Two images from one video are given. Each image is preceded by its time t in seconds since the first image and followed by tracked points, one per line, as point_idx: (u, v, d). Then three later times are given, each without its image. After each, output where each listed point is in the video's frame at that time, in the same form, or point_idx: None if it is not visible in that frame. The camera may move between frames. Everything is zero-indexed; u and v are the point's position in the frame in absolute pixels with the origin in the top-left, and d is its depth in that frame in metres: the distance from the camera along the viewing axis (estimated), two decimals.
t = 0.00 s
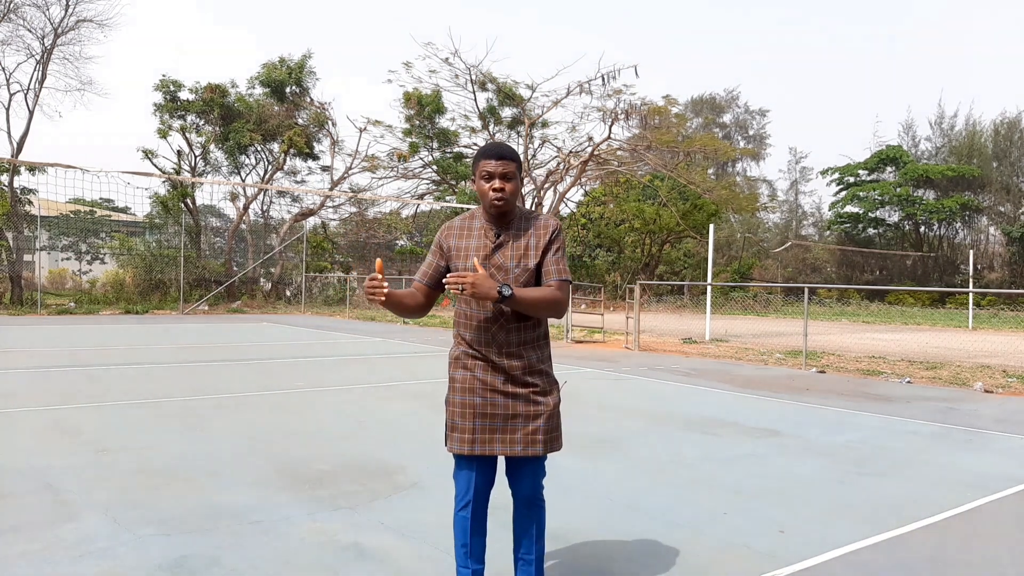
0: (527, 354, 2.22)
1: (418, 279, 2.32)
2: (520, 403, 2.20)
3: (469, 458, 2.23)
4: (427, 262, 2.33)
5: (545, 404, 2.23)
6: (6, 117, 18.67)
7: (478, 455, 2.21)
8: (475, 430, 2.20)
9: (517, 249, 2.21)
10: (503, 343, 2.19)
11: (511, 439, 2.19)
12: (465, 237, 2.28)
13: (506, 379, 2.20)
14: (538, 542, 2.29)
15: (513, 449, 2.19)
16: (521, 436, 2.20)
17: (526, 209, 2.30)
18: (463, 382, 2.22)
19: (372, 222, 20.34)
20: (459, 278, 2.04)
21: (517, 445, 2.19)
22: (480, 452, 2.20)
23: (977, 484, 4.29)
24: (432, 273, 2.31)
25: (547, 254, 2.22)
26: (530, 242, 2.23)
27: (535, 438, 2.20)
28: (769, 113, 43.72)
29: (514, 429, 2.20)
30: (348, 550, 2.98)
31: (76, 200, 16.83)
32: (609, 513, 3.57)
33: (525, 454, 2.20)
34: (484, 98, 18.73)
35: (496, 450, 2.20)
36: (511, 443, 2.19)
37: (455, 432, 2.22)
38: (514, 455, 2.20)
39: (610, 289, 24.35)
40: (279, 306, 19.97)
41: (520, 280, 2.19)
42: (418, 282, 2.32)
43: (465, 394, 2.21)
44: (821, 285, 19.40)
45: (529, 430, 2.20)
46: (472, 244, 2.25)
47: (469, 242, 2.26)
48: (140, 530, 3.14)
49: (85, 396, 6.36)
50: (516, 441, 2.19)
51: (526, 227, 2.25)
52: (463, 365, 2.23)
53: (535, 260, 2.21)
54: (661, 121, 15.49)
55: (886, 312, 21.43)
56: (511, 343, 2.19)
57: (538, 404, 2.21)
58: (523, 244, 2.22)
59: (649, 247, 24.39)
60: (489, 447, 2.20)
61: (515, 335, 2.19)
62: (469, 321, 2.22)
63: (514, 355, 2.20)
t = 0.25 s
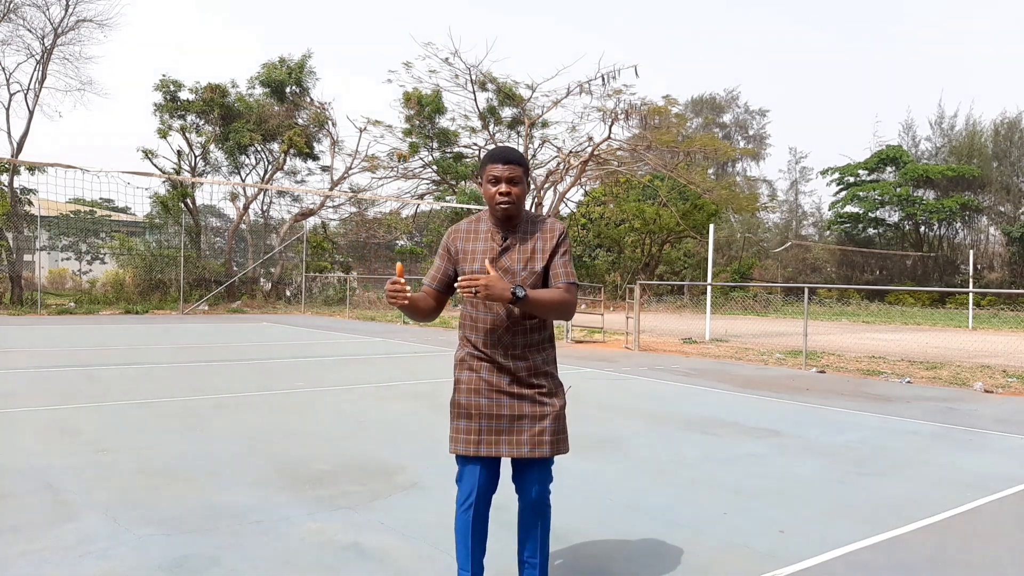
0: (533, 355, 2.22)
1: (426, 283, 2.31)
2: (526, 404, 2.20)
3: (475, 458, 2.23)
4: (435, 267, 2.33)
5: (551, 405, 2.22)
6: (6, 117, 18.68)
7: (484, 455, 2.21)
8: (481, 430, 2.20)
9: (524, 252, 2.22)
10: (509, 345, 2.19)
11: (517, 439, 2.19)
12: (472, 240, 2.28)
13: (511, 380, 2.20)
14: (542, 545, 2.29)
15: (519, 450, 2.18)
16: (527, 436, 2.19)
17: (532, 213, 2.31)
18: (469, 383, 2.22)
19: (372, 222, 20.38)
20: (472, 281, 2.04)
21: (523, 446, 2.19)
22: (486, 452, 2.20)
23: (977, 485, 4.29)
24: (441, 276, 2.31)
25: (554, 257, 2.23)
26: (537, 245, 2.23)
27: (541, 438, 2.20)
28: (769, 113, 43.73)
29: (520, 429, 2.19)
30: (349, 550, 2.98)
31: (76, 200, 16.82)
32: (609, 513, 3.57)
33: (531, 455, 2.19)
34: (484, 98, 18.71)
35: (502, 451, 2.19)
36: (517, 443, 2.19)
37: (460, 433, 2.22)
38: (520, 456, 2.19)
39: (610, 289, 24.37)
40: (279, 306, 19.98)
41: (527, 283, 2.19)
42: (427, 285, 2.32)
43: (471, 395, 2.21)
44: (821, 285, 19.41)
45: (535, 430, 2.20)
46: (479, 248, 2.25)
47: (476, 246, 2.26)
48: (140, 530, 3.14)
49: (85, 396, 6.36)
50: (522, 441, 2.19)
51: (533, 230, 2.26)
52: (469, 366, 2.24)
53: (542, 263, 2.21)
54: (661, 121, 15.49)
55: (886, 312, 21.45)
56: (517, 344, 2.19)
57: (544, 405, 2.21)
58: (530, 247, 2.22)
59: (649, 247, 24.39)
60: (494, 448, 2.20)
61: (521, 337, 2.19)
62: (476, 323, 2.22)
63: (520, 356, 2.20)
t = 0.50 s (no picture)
0: (542, 353, 2.22)
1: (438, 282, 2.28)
2: (534, 403, 2.21)
3: (481, 457, 2.23)
4: (447, 265, 2.29)
5: (559, 404, 2.23)
6: (6, 117, 18.67)
7: (491, 453, 2.20)
8: (489, 428, 2.20)
9: (536, 249, 2.22)
10: (520, 342, 2.19)
11: (525, 438, 2.20)
12: (483, 237, 2.27)
13: (520, 378, 2.20)
14: (543, 544, 2.29)
15: (526, 448, 2.19)
16: (535, 435, 2.20)
17: (540, 211, 2.31)
18: (478, 381, 2.22)
19: (372, 222, 20.45)
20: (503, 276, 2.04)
21: (531, 444, 2.20)
22: (493, 450, 2.20)
23: (977, 485, 4.29)
24: (453, 275, 2.27)
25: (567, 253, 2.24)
26: (548, 243, 2.24)
27: (548, 438, 2.21)
28: (769, 113, 43.73)
29: (527, 428, 2.20)
30: (348, 550, 2.98)
31: (76, 200, 16.80)
32: (609, 513, 3.57)
33: (538, 454, 2.20)
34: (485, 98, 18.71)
35: (509, 449, 2.20)
36: (524, 442, 2.20)
37: (467, 431, 2.22)
38: (527, 454, 2.20)
39: (610, 289, 24.39)
40: (279, 306, 19.98)
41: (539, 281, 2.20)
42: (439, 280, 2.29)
43: (480, 393, 2.21)
44: (821, 285, 19.42)
45: (542, 429, 2.20)
46: (490, 245, 2.24)
47: (487, 242, 2.25)
48: (140, 530, 3.14)
49: (85, 396, 6.36)
50: (530, 439, 2.20)
51: (543, 228, 2.27)
52: (477, 365, 2.23)
53: (554, 261, 2.22)
54: (661, 121, 15.47)
55: (886, 312, 21.45)
56: (528, 342, 2.19)
57: (551, 404, 2.22)
58: (541, 245, 2.23)
59: (649, 247, 24.39)
60: (502, 446, 2.20)
61: (531, 335, 2.20)
62: (487, 321, 2.22)
63: (530, 353, 2.20)
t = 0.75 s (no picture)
0: (552, 352, 2.24)
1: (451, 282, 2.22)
2: (543, 402, 2.22)
3: (488, 457, 2.22)
4: (457, 264, 2.23)
5: (566, 403, 2.25)
6: (6, 117, 18.66)
7: (498, 453, 2.21)
8: (497, 428, 2.20)
9: (546, 249, 2.23)
10: (531, 342, 2.19)
11: (533, 437, 2.21)
12: (493, 236, 2.25)
13: (529, 378, 2.21)
14: (544, 542, 2.29)
15: (534, 447, 2.21)
16: (543, 435, 2.22)
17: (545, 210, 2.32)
18: (487, 381, 2.21)
19: (373, 222, 20.54)
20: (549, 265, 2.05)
21: (539, 444, 2.21)
22: (500, 450, 2.20)
23: (977, 485, 4.29)
24: (467, 273, 2.22)
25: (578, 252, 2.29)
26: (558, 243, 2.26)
27: (556, 437, 2.23)
28: (769, 113, 43.72)
29: (535, 428, 2.21)
30: (348, 550, 2.98)
31: (75, 200, 16.80)
32: (609, 513, 3.57)
33: (546, 453, 2.22)
34: (485, 98, 18.70)
35: (517, 448, 2.21)
36: (532, 441, 2.21)
37: (475, 431, 2.22)
38: (534, 454, 2.22)
39: (610, 289, 24.40)
40: (279, 306, 19.99)
41: (551, 279, 2.22)
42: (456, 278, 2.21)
43: (488, 393, 2.20)
44: (821, 285, 19.42)
45: (550, 429, 2.23)
46: (501, 244, 2.22)
47: (498, 241, 2.23)
48: (140, 530, 3.14)
49: (84, 396, 6.36)
50: (538, 439, 2.21)
51: (552, 226, 2.28)
52: (487, 364, 2.22)
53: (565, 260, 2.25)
54: (661, 121, 15.47)
55: (886, 312, 21.45)
56: (539, 341, 2.20)
57: (560, 403, 2.24)
58: (551, 245, 2.25)
59: (649, 247, 24.39)
60: (509, 446, 2.21)
61: (543, 335, 2.21)
62: (497, 319, 2.20)
63: (540, 353, 2.21)
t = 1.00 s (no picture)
0: (560, 352, 2.25)
1: (460, 282, 2.19)
2: (549, 403, 2.23)
3: (494, 457, 2.22)
4: (466, 265, 2.21)
5: (573, 402, 2.26)
6: (6, 117, 18.65)
7: (505, 453, 2.20)
8: (505, 427, 2.19)
9: (555, 251, 2.25)
10: (540, 342, 2.20)
11: (541, 437, 2.22)
12: (501, 236, 2.23)
13: (537, 378, 2.21)
14: (545, 541, 2.29)
15: (542, 446, 2.21)
16: (550, 434, 2.23)
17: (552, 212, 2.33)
18: (495, 381, 2.20)
19: (372, 223, 20.53)
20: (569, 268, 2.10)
21: (546, 443, 2.22)
22: (508, 450, 2.19)
23: (977, 485, 4.29)
24: (476, 273, 2.21)
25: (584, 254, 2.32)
26: (566, 246, 2.27)
27: (563, 436, 2.25)
28: (769, 113, 43.70)
29: (542, 428, 2.22)
30: (348, 550, 2.98)
31: (76, 200, 16.82)
32: (608, 513, 3.58)
33: (552, 452, 2.23)
34: (485, 99, 18.70)
35: (525, 448, 2.20)
36: (539, 441, 2.21)
37: (483, 431, 2.20)
38: (542, 452, 2.22)
39: (610, 289, 24.40)
40: (279, 306, 19.99)
41: (559, 280, 2.23)
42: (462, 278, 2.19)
43: (496, 393, 2.20)
44: (821, 285, 19.42)
45: (557, 428, 2.24)
46: (510, 245, 2.22)
47: (507, 241, 2.22)
48: (140, 530, 3.14)
49: (85, 396, 6.36)
50: (546, 438, 2.22)
51: (560, 228, 2.30)
52: (496, 364, 2.21)
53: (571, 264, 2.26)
54: (661, 121, 15.47)
55: (886, 312, 21.45)
56: (547, 342, 2.21)
57: (567, 403, 2.25)
58: (560, 247, 2.26)
59: (649, 247, 24.39)
60: (517, 446, 2.20)
61: (552, 335, 2.22)
62: (507, 319, 2.19)
63: (549, 352, 2.22)
